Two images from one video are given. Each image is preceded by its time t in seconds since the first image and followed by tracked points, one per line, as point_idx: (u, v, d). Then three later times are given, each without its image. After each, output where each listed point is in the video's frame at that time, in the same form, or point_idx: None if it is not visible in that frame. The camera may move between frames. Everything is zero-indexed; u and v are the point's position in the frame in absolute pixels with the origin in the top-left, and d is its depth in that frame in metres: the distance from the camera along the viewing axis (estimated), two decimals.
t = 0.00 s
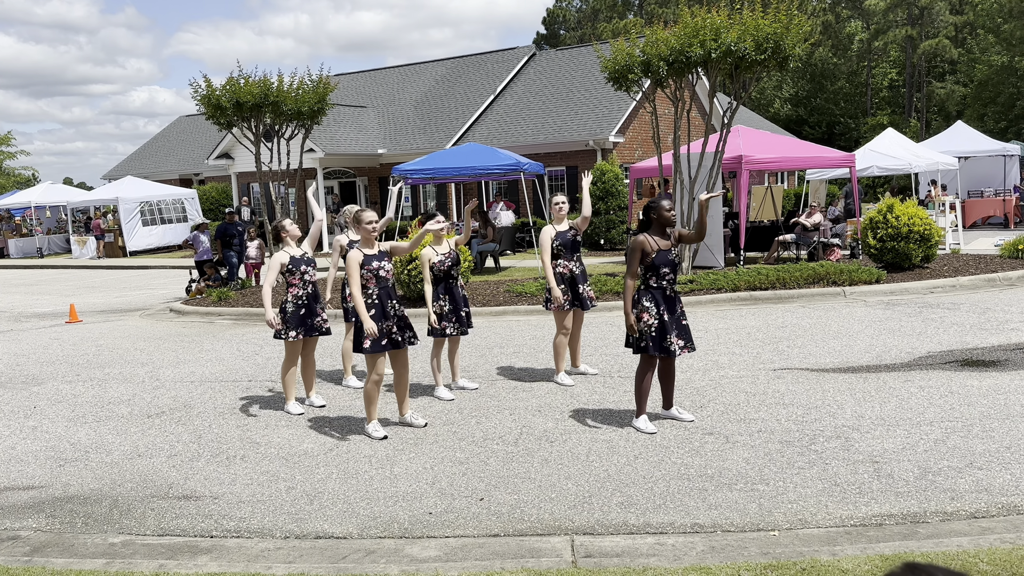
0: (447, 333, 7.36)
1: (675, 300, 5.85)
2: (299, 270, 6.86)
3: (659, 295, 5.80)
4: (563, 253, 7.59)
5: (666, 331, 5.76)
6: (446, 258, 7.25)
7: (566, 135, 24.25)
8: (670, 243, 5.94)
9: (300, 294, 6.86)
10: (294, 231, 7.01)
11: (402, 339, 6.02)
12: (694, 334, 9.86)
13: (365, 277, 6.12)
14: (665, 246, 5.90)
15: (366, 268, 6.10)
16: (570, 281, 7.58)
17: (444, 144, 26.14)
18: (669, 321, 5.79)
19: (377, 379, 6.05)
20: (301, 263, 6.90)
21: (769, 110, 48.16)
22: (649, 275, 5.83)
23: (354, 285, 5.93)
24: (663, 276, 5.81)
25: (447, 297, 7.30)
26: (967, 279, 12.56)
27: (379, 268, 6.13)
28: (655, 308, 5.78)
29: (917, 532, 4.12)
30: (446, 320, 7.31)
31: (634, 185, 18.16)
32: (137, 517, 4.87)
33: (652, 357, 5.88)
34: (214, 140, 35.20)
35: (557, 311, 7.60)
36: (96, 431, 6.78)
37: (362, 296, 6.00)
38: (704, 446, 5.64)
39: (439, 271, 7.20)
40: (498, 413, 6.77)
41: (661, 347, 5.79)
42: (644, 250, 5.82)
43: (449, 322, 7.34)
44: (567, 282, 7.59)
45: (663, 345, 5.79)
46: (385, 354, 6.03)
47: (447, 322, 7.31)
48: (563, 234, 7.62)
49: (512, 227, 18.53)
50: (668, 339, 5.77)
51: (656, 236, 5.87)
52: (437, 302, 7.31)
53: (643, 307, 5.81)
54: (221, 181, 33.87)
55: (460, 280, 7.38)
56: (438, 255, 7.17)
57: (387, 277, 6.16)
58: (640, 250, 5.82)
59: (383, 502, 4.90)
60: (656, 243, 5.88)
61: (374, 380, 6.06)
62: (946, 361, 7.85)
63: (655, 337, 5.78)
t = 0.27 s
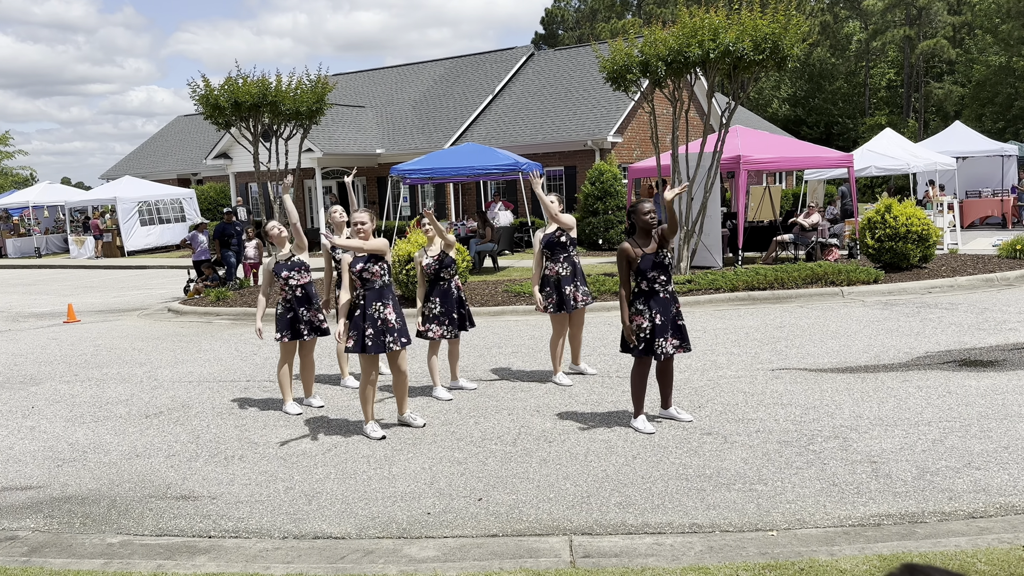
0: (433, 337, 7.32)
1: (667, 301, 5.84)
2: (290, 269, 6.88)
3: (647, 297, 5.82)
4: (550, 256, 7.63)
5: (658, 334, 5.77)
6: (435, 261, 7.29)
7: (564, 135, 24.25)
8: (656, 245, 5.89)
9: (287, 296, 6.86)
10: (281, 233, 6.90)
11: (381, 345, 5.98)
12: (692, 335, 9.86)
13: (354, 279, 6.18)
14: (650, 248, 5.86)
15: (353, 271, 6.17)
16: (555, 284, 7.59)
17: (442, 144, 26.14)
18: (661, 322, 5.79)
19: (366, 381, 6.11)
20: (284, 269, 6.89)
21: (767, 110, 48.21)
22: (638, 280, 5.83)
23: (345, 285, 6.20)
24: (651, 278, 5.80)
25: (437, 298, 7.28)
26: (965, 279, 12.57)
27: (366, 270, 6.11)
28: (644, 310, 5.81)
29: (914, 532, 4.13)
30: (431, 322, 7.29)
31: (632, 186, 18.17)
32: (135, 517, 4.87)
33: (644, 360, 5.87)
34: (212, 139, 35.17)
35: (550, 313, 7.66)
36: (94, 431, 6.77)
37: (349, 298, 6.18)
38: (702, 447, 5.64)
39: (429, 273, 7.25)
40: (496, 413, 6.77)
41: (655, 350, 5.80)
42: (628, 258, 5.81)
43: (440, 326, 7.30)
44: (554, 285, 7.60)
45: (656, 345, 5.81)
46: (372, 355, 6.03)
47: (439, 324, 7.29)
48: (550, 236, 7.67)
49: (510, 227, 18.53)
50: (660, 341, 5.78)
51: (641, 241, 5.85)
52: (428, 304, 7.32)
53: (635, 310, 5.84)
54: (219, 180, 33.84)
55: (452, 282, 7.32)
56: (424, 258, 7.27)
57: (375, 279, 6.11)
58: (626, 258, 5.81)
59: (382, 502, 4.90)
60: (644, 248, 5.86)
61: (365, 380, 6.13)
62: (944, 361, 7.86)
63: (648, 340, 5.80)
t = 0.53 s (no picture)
0: (432, 337, 7.34)
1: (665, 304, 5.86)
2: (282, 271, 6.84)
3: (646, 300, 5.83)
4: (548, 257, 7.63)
5: (659, 335, 5.79)
6: (432, 261, 7.25)
7: (563, 135, 24.25)
8: (648, 247, 5.88)
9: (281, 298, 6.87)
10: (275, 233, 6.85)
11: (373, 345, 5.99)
12: (691, 335, 9.87)
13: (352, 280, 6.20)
14: (641, 250, 5.86)
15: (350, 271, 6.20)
16: (551, 285, 7.57)
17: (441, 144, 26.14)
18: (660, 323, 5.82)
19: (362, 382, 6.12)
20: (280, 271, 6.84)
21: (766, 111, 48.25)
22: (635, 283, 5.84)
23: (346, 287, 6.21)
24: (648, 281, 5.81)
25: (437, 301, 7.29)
26: (964, 280, 12.58)
27: (362, 271, 6.13)
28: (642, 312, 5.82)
29: (913, 533, 4.13)
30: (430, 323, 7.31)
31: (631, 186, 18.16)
32: (133, 517, 4.87)
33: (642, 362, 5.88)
34: (211, 140, 35.16)
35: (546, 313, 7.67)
36: (92, 432, 6.77)
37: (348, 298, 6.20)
38: (701, 447, 5.64)
39: (427, 274, 7.22)
40: (494, 413, 6.77)
41: (656, 350, 5.81)
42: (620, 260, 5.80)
43: (441, 327, 7.31)
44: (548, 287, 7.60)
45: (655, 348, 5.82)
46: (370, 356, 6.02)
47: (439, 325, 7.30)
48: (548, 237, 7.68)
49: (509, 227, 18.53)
50: (661, 342, 5.79)
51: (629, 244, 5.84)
52: (426, 305, 7.33)
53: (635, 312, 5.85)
54: (218, 181, 33.82)
55: (452, 283, 7.33)
56: (424, 259, 7.21)
57: (371, 279, 6.12)
58: (622, 262, 5.79)
59: (380, 502, 4.90)
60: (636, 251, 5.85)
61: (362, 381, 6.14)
62: (942, 362, 7.86)
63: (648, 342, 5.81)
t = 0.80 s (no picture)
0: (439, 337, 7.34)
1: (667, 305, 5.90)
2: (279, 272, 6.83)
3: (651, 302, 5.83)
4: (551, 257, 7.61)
5: (673, 332, 5.84)
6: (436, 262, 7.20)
7: (562, 136, 24.23)
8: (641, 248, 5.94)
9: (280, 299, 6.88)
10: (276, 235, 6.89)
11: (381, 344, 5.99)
12: (690, 336, 9.87)
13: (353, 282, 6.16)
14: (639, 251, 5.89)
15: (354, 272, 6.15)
16: (559, 284, 7.57)
17: (440, 145, 26.13)
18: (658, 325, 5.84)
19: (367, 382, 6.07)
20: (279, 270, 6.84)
21: (764, 112, 48.33)
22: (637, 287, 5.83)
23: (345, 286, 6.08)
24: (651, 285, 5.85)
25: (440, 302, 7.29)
26: (961, 281, 12.60)
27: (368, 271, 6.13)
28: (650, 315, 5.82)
29: (912, 533, 4.14)
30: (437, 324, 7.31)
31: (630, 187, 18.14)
32: (132, 517, 4.87)
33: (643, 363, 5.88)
34: (209, 140, 35.15)
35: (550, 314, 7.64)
36: (91, 432, 6.77)
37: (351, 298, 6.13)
38: (699, 448, 5.65)
39: (429, 275, 7.19)
40: (493, 414, 6.77)
41: (670, 349, 5.83)
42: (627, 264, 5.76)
43: (447, 326, 7.32)
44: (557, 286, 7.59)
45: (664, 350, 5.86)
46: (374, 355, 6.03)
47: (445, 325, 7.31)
48: (551, 238, 7.65)
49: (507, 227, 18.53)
50: (674, 339, 5.85)
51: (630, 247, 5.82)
52: (431, 305, 7.33)
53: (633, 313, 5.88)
54: (216, 181, 33.82)
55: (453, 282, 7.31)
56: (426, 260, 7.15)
57: (378, 279, 6.14)
58: (627, 265, 5.75)
59: (378, 503, 4.90)
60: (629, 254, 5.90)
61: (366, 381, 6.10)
62: (941, 363, 7.87)
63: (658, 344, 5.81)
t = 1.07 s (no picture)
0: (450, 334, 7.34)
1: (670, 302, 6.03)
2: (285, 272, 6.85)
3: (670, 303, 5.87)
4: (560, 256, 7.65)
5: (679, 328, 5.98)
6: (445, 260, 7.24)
7: (560, 137, 24.24)
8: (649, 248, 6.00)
9: (285, 298, 6.85)
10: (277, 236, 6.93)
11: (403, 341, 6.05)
12: (688, 337, 9.88)
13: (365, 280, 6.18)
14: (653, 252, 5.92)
15: (367, 270, 6.17)
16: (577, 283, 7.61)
17: (438, 146, 26.13)
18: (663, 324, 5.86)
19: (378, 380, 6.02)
20: (282, 270, 6.85)
21: (762, 113, 48.41)
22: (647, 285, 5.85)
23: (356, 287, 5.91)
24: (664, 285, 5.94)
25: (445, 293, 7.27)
26: (959, 282, 12.61)
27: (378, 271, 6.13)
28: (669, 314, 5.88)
29: (909, 534, 4.14)
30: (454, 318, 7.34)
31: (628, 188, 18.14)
32: (129, 518, 4.86)
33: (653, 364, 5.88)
34: (207, 141, 35.14)
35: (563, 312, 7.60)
36: (89, 433, 6.75)
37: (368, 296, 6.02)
38: (697, 449, 5.65)
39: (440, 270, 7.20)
40: (491, 415, 6.77)
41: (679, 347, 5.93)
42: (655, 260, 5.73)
43: (457, 322, 7.34)
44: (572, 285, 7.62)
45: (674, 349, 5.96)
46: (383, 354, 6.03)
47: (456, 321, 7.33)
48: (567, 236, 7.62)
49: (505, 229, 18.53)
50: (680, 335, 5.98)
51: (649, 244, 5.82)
52: (439, 301, 7.28)
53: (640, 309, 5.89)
54: (214, 182, 33.81)
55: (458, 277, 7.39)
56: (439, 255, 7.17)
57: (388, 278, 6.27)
58: (656, 264, 5.74)
59: (376, 504, 4.89)
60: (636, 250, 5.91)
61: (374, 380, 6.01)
62: (938, 364, 7.87)
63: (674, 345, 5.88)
